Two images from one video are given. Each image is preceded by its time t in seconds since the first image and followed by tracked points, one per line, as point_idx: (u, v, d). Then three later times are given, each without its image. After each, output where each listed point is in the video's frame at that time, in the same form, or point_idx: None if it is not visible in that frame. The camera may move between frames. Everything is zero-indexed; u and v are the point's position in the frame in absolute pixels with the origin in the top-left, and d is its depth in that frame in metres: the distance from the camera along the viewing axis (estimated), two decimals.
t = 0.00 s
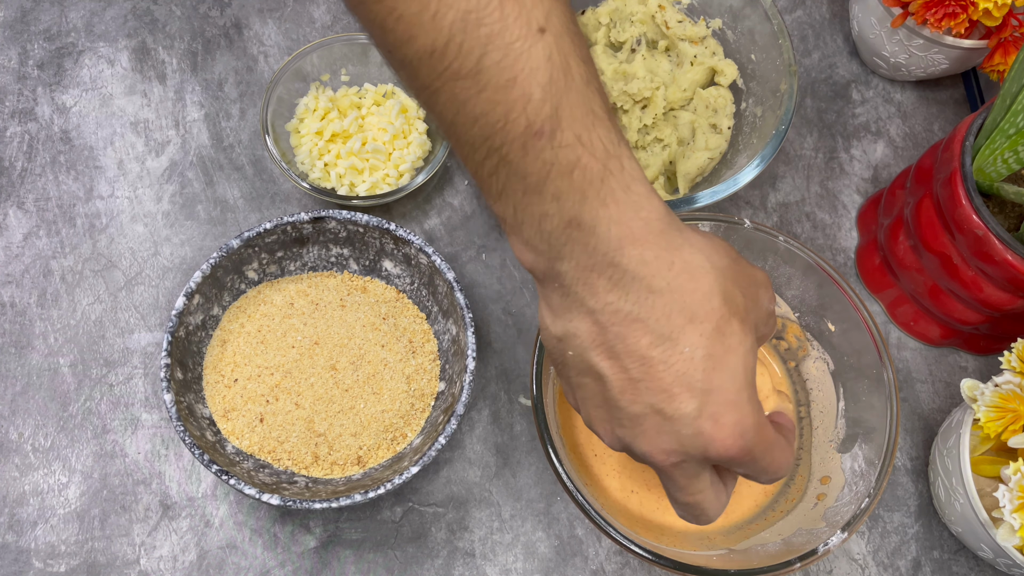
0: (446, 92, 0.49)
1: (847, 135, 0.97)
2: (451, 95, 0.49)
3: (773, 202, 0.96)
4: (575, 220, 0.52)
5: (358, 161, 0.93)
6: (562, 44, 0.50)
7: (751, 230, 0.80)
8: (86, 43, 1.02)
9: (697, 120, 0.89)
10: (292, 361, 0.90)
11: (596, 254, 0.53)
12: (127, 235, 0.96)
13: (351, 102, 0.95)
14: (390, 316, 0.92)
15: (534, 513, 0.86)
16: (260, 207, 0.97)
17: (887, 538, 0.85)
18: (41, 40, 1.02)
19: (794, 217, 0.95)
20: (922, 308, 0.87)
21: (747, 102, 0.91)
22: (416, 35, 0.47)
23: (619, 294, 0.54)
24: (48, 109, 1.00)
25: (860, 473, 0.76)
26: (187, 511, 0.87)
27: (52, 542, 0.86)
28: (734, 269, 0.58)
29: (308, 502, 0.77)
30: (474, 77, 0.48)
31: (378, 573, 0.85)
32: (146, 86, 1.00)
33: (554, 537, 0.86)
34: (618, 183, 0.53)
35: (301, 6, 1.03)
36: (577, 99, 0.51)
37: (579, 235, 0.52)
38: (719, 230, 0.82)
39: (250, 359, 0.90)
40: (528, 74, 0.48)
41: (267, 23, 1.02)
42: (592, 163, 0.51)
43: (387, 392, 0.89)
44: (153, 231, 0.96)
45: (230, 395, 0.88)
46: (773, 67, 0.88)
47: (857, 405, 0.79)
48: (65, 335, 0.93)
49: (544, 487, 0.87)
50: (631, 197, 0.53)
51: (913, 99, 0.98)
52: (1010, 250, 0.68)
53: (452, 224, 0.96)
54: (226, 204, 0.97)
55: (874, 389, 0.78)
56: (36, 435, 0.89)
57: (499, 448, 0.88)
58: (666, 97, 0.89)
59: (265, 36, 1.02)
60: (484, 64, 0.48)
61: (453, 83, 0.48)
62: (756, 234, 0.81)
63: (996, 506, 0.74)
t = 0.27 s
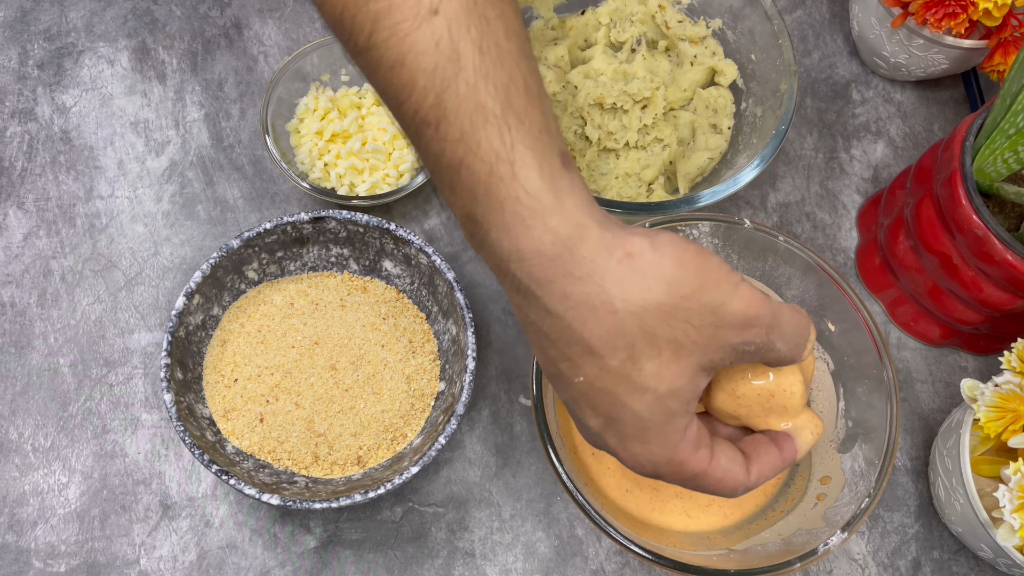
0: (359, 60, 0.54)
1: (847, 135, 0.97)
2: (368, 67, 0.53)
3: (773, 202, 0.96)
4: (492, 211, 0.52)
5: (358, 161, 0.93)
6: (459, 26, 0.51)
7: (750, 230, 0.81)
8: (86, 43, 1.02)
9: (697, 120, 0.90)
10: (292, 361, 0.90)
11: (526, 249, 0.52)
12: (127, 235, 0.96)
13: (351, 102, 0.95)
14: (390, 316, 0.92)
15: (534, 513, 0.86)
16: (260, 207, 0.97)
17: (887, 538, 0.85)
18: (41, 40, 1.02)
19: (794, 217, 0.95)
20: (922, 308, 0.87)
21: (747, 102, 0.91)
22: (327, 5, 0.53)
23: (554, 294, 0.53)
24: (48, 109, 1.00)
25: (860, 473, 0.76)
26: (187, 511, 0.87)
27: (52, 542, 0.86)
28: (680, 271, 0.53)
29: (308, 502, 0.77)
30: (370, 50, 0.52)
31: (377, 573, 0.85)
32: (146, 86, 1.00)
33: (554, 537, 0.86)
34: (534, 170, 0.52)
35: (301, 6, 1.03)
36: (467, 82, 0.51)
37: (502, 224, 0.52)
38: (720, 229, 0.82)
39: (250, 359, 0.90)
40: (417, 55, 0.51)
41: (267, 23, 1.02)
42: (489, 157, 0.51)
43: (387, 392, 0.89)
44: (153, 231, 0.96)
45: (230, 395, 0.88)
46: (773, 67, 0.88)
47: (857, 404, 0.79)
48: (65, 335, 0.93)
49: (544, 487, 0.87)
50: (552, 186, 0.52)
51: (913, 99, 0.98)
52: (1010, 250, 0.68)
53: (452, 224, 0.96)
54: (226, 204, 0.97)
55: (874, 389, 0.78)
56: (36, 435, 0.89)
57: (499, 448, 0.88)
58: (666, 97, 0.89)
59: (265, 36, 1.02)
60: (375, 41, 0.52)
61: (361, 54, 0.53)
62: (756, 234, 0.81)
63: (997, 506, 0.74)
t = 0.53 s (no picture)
0: None
1: (847, 135, 0.97)
2: None
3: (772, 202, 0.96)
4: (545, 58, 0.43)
5: (358, 161, 0.94)
6: None
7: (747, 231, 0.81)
8: (86, 43, 1.02)
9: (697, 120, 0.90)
10: (292, 361, 0.90)
11: (584, 94, 0.42)
12: (127, 235, 0.96)
13: (351, 102, 0.95)
14: (390, 316, 0.92)
15: (534, 513, 0.86)
16: (260, 207, 0.97)
17: (887, 538, 0.85)
18: (41, 40, 1.02)
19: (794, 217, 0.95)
20: (922, 308, 0.87)
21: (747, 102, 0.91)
22: None
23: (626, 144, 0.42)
24: (48, 109, 1.00)
25: (860, 473, 0.75)
26: (187, 511, 0.87)
27: (52, 542, 0.86)
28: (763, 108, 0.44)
29: (308, 502, 0.77)
30: None
31: (378, 573, 0.85)
32: (146, 85, 1.00)
33: (554, 537, 0.86)
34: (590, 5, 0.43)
35: (301, 6, 1.03)
36: None
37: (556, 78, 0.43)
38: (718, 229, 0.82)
39: (250, 359, 0.90)
40: None
41: (267, 23, 1.02)
42: None
43: (387, 392, 0.89)
44: (153, 231, 0.96)
45: (230, 395, 0.88)
46: (773, 67, 0.88)
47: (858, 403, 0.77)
48: (65, 335, 0.93)
49: (544, 487, 0.87)
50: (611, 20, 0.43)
51: (912, 99, 0.98)
52: (1010, 250, 0.68)
53: (452, 224, 0.96)
54: (226, 204, 0.97)
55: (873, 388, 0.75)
56: (36, 435, 0.89)
57: (499, 448, 0.88)
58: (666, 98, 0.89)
59: (265, 36, 1.02)
60: None
61: None
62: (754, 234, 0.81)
63: (996, 506, 0.74)
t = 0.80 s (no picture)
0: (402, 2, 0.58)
1: (847, 135, 0.97)
2: None
3: (773, 202, 0.96)
4: (528, 104, 0.54)
5: (358, 161, 0.93)
6: None
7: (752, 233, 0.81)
8: (86, 43, 1.02)
9: (697, 120, 0.89)
10: (292, 361, 0.90)
11: (550, 136, 0.54)
12: (127, 235, 0.96)
13: (351, 101, 0.95)
14: (390, 316, 0.92)
15: (534, 513, 0.86)
16: (260, 207, 0.97)
17: (887, 538, 0.85)
18: (41, 40, 1.01)
19: (794, 217, 0.95)
20: (922, 308, 0.87)
21: (747, 102, 0.91)
22: None
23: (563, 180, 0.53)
24: (48, 109, 1.00)
25: (860, 473, 0.75)
26: (187, 511, 0.87)
27: (52, 542, 0.86)
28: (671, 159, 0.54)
29: (308, 502, 0.77)
30: None
31: (377, 573, 0.85)
32: (146, 85, 1.00)
33: (554, 537, 0.86)
34: (564, 71, 0.55)
35: (301, 6, 1.03)
36: None
37: (532, 119, 0.54)
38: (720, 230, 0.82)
39: (250, 359, 0.90)
40: None
41: (267, 22, 1.02)
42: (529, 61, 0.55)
43: (387, 392, 0.89)
44: (153, 231, 0.96)
45: (230, 395, 0.88)
46: (773, 67, 0.88)
47: (857, 404, 0.79)
48: (65, 335, 0.93)
49: (544, 487, 0.87)
50: (578, 83, 0.55)
51: (913, 99, 0.98)
52: (1010, 250, 0.68)
53: (452, 224, 0.96)
54: (226, 204, 0.97)
55: (873, 389, 0.78)
56: (36, 435, 0.89)
57: (499, 448, 0.88)
58: (666, 98, 0.89)
59: (265, 36, 1.01)
60: None
61: None
62: (756, 234, 0.81)
63: (997, 506, 0.74)
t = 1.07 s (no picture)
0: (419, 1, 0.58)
1: (847, 135, 0.97)
2: None
3: (773, 202, 0.96)
4: (547, 102, 0.55)
5: (358, 161, 0.93)
6: None
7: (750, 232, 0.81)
8: (86, 43, 1.02)
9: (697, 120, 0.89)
10: (292, 361, 0.90)
11: (569, 132, 0.55)
12: (127, 235, 0.96)
13: (351, 102, 0.95)
14: (390, 316, 0.92)
15: (534, 513, 0.86)
16: (260, 207, 0.97)
17: (887, 538, 0.85)
18: (41, 40, 1.01)
19: (794, 217, 0.95)
20: (922, 308, 0.87)
21: (747, 102, 0.91)
22: None
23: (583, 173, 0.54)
24: (48, 109, 1.00)
25: (860, 473, 0.75)
26: (187, 511, 0.87)
27: (52, 542, 0.86)
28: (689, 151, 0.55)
29: (308, 502, 0.77)
30: None
31: (378, 573, 0.85)
32: (146, 85, 1.00)
33: (554, 537, 0.86)
34: (584, 69, 0.56)
35: (301, 6, 1.03)
36: None
37: (552, 117, 0.55)
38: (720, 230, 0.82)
39: (250, 359, 0.90)
40: None
41: (267, 22, 1.02)
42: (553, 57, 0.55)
43: (388, 392, 0.89)
44: (153, 231, 0.96)
45: (230, 395, 0.88)
46: (773, 67, 0.88)
47: (858, 404, 0.79)
48: (65, 335, 0.93)
49: (544, 487, 0.87)
50: (597, 80, 0.56)
51: (913, 99, 0.98)
52: (1010, 249, 0.68)
53: (452, 224, 0.96)
54: (226, 204, 0.97)
55: (873, 389, 0.77)
56: (36, 435, 0.89)
57: (499, 448, 0.88)
58: (666, 98, 0.90)
59: (265, 36, 1.01)
60: None
61: None
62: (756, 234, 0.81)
63: (996, 506, 0.74)
